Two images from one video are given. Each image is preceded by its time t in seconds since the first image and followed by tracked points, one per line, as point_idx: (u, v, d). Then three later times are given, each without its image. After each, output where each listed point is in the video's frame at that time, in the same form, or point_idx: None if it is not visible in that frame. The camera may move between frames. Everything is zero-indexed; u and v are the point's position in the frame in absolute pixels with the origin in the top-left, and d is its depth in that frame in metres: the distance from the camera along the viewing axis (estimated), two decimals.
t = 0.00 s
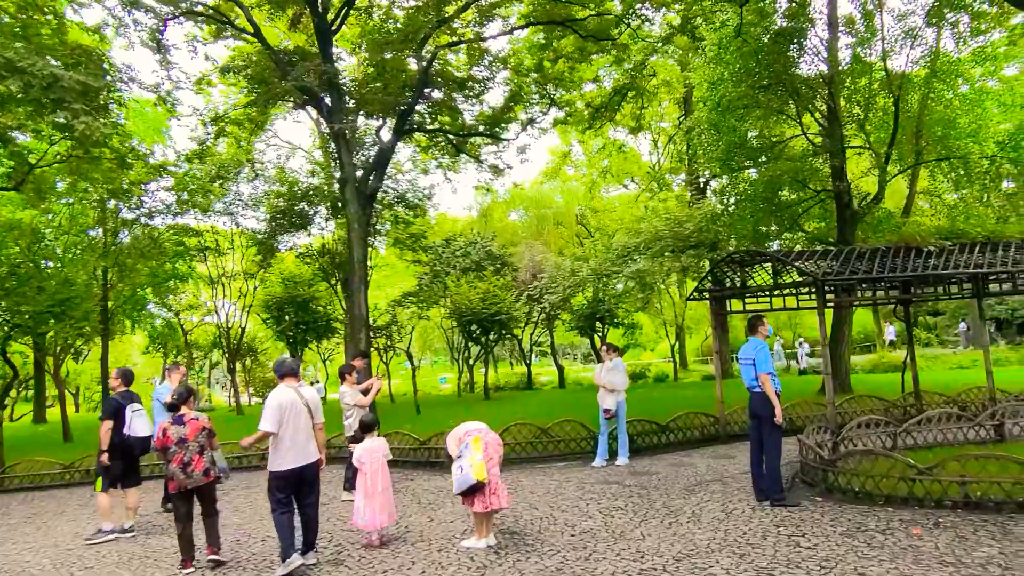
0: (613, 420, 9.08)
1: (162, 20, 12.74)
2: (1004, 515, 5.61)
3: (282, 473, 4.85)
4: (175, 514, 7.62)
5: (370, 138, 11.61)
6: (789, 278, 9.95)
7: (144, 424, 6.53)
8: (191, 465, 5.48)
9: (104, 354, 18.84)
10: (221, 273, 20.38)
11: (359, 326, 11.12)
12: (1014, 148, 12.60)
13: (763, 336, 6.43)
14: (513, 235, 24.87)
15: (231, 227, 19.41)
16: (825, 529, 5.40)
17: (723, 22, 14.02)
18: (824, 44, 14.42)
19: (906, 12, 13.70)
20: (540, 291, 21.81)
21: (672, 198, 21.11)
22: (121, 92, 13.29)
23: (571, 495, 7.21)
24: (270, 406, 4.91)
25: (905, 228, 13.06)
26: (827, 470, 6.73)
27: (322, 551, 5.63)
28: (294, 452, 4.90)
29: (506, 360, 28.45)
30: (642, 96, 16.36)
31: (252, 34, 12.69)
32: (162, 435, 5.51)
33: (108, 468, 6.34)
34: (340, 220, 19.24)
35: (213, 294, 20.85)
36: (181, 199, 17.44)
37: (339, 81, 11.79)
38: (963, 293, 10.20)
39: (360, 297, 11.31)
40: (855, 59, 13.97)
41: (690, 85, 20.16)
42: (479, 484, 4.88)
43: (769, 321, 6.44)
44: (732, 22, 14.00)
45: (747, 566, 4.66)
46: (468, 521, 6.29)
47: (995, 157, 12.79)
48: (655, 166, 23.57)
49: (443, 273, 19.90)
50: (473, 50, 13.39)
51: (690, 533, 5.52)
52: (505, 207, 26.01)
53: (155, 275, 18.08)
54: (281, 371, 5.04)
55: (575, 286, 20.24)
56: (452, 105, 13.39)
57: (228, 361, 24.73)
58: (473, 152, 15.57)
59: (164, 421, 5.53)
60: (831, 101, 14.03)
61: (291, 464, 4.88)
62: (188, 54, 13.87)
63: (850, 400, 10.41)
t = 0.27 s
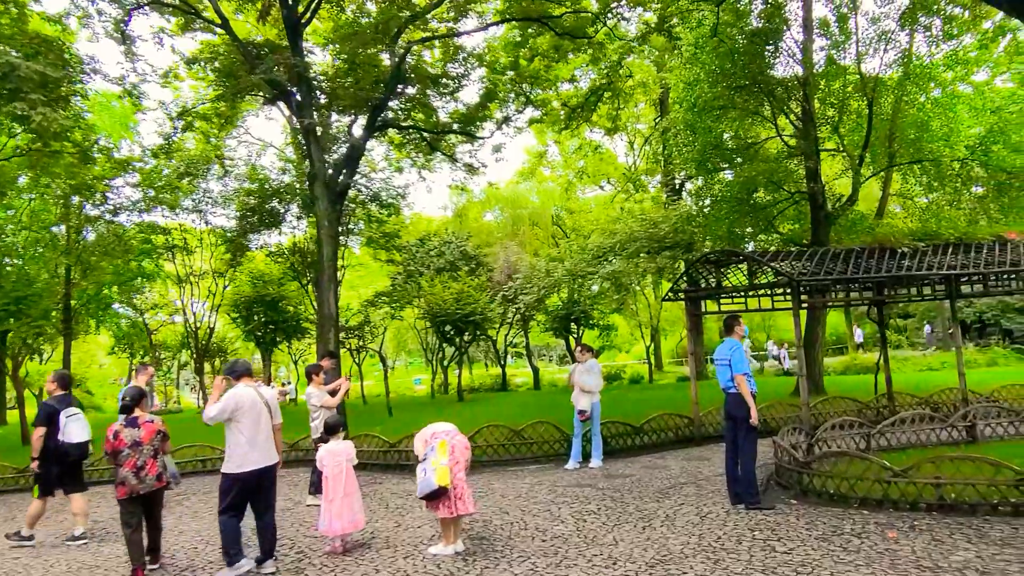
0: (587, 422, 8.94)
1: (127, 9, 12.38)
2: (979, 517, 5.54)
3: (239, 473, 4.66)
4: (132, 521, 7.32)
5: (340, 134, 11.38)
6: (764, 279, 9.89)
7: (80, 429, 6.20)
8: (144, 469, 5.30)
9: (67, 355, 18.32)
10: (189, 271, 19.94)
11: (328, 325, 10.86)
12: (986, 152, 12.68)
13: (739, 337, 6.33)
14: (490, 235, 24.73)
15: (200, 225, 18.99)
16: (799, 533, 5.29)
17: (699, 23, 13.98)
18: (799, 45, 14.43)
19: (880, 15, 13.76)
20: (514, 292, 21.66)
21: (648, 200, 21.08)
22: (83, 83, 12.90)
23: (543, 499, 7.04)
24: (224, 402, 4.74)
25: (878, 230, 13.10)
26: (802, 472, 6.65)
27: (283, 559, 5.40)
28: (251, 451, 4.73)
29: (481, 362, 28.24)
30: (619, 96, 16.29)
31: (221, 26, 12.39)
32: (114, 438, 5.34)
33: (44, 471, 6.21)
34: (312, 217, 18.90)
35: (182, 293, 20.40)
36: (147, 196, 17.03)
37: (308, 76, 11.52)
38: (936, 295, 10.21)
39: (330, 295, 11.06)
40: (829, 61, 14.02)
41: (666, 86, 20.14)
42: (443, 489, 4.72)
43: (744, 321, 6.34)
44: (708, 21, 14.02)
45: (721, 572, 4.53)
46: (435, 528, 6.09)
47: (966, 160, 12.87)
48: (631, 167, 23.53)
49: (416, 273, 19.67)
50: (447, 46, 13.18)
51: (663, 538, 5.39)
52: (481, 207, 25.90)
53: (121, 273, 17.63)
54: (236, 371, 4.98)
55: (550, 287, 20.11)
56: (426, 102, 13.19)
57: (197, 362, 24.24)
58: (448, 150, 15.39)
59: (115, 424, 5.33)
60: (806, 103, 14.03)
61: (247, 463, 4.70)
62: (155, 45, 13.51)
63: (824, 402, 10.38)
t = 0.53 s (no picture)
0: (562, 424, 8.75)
1: None
2: (957, 521, 5.42)
3: (175, 478, 4.49)
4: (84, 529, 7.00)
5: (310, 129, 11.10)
6: (741, 278, 9.76)
7: None
8: (97, 475, 5.06)
9: (29, 355, 17.78)
10: (158, 270, 19.48)
11: (297, 324, 10.58)
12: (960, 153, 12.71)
13: (717, 337, 6.17)
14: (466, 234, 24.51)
15: (169, 223, 18.54)
16: (776, 539, 5.14)
17: (676, 21, 13.92)
18: (775, 46, 14.40)
19: (855, 16, 13.77)
20: (490, 292, 21.46)
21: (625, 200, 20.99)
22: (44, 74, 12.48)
23: (515, 504, 6.84)
24: (158, 405, 4.55)
25: (853, 231, 13.08)
26: (779, 475, 6.50)
27: (238, 569, 5.14)
28: (189, 455, 4.53)
29: (457, 362, 28.00)
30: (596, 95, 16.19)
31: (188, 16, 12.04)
32: (66, 441, 5.07)
33: None
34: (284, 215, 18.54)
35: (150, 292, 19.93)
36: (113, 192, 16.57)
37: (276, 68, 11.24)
38: (912, 295, 10.16)
39: (298, 294, 10.76)
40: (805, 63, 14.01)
41: (643, 85, 20.06)
42: (408, 496, 4.46)
43: (721, 321, 6.20)
44: (686, 20, 13.94)
45: None
46: (401, 534, 5.85)
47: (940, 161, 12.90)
48: (609, 167, 23.44)
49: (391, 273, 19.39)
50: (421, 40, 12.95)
51: (637, 545, 5.21)
52: (458, 206, 25.67)
53: (86, 271, 17.14)
54: (175, 373, 4.74)
55: (526, 288, 19.93)
56: (400, 98, 12.95)
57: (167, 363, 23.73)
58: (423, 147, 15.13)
59: (69, 427, 5.08)
60: (782, 103, 13.99)
61: (184, 468, 4.51)
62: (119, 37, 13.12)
63: (800, 403, 10.29)
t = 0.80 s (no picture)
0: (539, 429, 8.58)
1: None
2: (941, 529, 5.30)
3: (111, 489, 4.47)
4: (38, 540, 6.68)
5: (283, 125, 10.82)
6: (721, 280, 9.64)
7: None
8: (50, 480, 4.79)
9: None
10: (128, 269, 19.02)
11: (267, 325, 10.31)
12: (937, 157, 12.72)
13: (697, 340, 6.02)
14: (445, 235, 24.27)
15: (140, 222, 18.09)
16: (757, 549, 4.98)
17: (656, 21, 13.81)
18: (755, 47, 14.31)
19: (834, 19, 13.76)
20: (468, 293, 21.25)
21: (605, 201, 20.87)
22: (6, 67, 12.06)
23: (489, 512, 6.63)
24: (91, 417, 4.53)
25: (832, 233, 13.04)
26: (759, 481, 6.36)
27: None
28: (123, 465, 4.50)
29: (435, 364, 27.74)
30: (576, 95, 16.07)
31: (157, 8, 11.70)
32: (18, 446, 4.76)
33: None
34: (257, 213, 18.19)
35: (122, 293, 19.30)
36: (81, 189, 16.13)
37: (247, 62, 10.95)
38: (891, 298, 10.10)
39: (270, 294, 10.49)
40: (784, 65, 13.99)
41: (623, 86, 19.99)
42: (377, 508, 4.22)
43: (701, 324, 6.05)
44: (666, 19, 13.84)
45: None
46: (369, 545, 5.61)
47: (918, 164, 12.91)
48: (589, 168, 23.33)
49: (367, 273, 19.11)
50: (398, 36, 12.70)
51: (614, 556, 5.03)
52: (436, 207, 25.44)
53: (52, 271, 16.67)
54: (112, 382, 4.74)
55: (505, 289, 19.76)
56: (376, 95, 12.71)
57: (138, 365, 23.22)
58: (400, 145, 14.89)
59: (23, 430, 4.78)
60: (762, 104, 13.91)
61: (120, 478, 4.48)
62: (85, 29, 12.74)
63: (779, 406, 10.19)
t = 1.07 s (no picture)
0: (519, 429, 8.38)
1: None
2: (930, 533, 5.17)
3: (55, 491, 4.44)
4: None
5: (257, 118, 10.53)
6: (704, 279, 9.49)
7: None
8: None
9: None
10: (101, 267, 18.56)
11: (241, 323, 10.05)
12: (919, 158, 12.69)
13: (682, 340, 5.85)
14: (426, 234, 24.01)
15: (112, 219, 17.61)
16: (743, 554, 4.82)
17: (640, 17, 13.65)
18: (739, 46, 14.21)
19: (816, 19, 13.72)
20: (449, 292, 21.00)
21: (587, 201, 20.73)
22: None
23: (467, 516, 6.42)
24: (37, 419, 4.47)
25: (815, 233, 12.97)
26: (744, 484, 6.20)
27: None
28: (68, 469, 4.46)
29: (415, 364, 27.45)
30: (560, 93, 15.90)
31: None
32: None
33: None
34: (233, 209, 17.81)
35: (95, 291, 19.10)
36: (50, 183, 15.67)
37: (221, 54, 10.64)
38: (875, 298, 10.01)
39: (244, 292, 10.19)
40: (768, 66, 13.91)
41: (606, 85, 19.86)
42: (348, 516, 3.98)
43: (685, 323, 5.90)
44: (650, 16, 13.70)
45: None
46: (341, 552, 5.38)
47: (901, 164, 12.88)
48: (571, 168, 23.18)
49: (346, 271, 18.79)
50: (378, 29, 12.44)
51: (596, 562, 4.85)
52: (417, 206, 25.17)
53: (21, 267, 16.20)
54: (60, 381, 4.60)
55: (486, 288, 19.55)
56: (355, 90, 12.45)
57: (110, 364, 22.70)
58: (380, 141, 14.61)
59: None
60: (745, 103, 13.81)
61: (64, 483, 4.45)
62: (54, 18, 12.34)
63: (762, 407, 10.07)
